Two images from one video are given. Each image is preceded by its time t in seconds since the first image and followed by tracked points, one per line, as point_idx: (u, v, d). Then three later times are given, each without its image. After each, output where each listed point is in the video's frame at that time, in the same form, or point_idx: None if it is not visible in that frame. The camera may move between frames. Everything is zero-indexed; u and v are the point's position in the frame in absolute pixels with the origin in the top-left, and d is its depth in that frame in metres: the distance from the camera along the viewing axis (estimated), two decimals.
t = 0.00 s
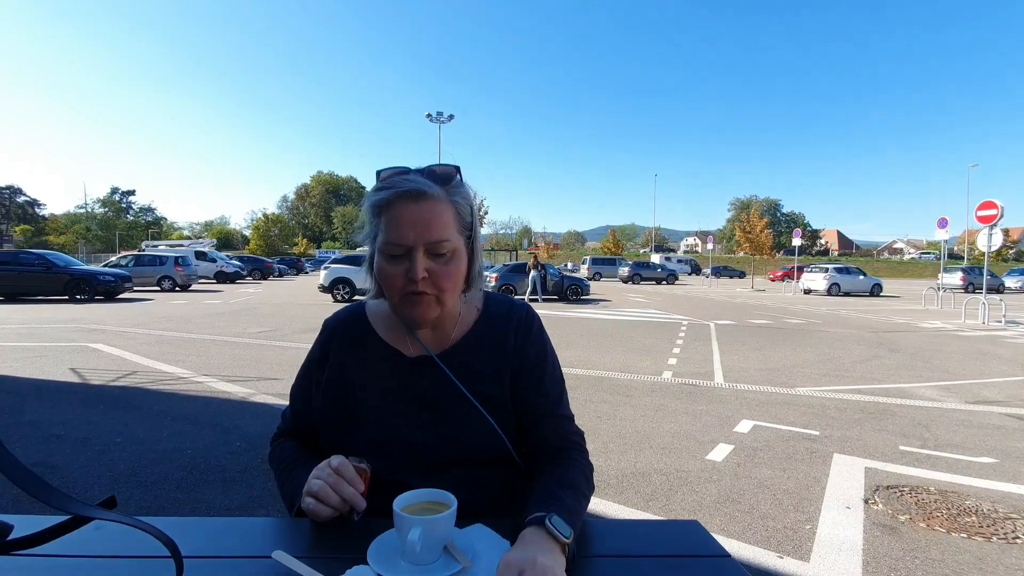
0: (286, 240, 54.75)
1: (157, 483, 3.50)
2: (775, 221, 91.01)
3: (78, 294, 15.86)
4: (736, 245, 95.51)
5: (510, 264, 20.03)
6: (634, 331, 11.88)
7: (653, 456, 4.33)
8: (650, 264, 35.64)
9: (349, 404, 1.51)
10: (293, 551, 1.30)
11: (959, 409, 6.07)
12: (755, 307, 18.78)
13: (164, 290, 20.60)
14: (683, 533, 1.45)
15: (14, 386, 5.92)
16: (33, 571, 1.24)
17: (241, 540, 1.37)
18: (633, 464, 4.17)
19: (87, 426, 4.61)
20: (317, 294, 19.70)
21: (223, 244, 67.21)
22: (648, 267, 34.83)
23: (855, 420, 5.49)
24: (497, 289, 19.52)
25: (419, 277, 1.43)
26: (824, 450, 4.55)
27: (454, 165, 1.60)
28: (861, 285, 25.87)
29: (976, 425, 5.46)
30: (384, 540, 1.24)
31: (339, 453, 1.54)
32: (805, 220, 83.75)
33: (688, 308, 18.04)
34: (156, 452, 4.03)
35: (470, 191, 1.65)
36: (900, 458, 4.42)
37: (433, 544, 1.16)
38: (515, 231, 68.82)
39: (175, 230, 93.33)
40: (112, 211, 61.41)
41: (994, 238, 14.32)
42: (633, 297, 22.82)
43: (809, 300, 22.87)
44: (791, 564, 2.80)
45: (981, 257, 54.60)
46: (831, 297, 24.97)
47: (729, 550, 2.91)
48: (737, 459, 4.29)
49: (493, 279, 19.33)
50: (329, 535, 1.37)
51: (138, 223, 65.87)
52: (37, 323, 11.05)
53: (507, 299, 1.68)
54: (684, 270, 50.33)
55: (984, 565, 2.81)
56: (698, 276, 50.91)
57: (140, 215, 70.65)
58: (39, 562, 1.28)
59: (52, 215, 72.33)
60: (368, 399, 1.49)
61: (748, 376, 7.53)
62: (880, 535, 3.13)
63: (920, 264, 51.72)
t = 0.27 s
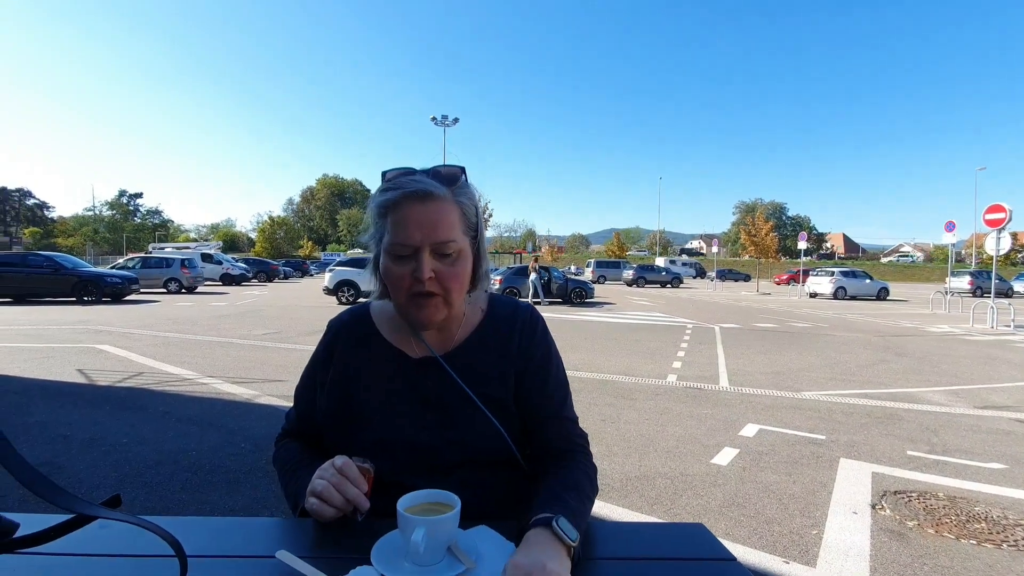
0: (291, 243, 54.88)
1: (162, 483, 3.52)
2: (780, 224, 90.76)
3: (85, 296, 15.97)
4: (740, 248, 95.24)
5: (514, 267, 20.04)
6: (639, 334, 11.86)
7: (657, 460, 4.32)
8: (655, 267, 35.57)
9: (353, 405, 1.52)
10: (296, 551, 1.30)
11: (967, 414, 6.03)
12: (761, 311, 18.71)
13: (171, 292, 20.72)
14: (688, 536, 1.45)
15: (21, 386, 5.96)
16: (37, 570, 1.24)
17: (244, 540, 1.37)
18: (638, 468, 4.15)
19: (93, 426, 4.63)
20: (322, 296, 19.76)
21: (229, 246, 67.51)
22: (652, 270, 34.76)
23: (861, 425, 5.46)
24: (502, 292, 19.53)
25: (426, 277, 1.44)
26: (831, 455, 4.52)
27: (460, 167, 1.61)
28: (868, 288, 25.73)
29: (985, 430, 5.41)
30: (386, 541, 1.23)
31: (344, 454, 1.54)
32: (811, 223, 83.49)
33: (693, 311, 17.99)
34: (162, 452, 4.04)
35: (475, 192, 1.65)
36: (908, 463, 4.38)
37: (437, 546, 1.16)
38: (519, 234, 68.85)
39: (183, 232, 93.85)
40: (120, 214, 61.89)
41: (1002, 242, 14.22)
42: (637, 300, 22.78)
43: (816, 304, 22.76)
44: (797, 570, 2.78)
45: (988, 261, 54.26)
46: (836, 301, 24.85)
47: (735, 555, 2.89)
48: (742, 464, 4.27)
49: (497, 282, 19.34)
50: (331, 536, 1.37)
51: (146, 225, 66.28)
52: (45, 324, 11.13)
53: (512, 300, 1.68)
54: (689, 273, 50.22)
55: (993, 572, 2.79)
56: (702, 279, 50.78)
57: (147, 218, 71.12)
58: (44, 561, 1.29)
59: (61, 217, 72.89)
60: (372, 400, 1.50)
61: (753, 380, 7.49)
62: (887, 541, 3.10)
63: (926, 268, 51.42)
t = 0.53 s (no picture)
0: (300, 243, 55.17)
1: (171, 480, 3.54)
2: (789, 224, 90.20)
3: (97, 295, 16.12)
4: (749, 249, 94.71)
5: (521, 266, 20.04)
6: (646, 335, 11.82)
7: (665, 461, 4.30)
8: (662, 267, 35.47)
9: (361, 404, 1.52)
10: (303, 549, 1.31)
11: (979, 417, 5.96)
12: (769, 312, 18.58)
13: (180, 291, 20.89)
14: (695, 538, 1.44)
15: (33, 383, 6.02)
16: (49, 565, 1.26)
17: (251, 537, 1.38)
18: (645, 468, 4.14)
19: (104, 423, 4.67)
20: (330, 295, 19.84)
21: (238, 245, 67.96)
22: (660, 270, 34.65)
23: (872, 427, 5.41)
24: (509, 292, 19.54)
25: (432, 275, 1.44)
26: (840, 457, 4.49)
27: (465, 165, 1.61)
28: (878, 289, 25.51)
29: (997, 433, 5.35)
30: (394, 539, 1.24)
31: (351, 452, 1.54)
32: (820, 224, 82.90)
33: (701, 312, 17.91)
34: (171, 450, 4.08)
35: (480, 189, 1.65)
36: (919, 467, 4.34)
37: (443, 544, 1.16)
38: (526, 234, 68.84)
39: (192, 232, 94.59)
40: (131, 213, 62.48)
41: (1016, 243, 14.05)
42: (644, 301, 22.70)
43: (825, 305, 22.58)
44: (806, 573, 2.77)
45: (1001, 261, 53.67)
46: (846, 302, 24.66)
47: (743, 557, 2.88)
48: (750, 465, 4.24)
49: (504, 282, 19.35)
50: (338, 535, 1.37)
51: (156, 224, 66.84)
52: (57, 322, 11.25)
53: (521, 301, 1.68)
54: (697, 274, 50.00)
55: None
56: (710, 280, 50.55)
57: (158, 218, 71.76)
58: (55, 555, 1.30)
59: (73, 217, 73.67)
60: (380, 399, 1.50)
61: (762, 381, 7.45)
62: (898, 545, 3.08)
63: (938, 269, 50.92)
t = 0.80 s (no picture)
0: (305, 241, 55.35)
1: (177, 476, 3.56)
2: (795, 225, 89.80)
3: (104, 292, 16.22)
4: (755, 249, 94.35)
5: (526, 266, 20.04)
6: (650, 335, 11.80)
7: (669, 461, 4.29)
8: (667, 266, 35.38)
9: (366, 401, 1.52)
10: (306, 544, 1.31)
11: (986, 418, 5.93)
12: (775, 312, 18.50)
13: (187, 289, 20.99)
14: (696, 536, 1.44)
15: (42, 380, 6.07)
16: (54, 557, 1.27)
17: (255, 532, 1.39)
18: (649, 468, 4.13)
19: (110, 420, 4.70)
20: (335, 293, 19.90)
21: (244, 244, 68.26)
22: (664, 270, 34.55)
23: (878, 429, 5.38)
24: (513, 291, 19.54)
25: (432, 269, 1.44)
26: (846, 458, 4.47)
27: (466, 159, 1.60)
28: (885, 290, 25.36)
29: (1005, 436, 5.32)
30: (398, 536, 1.24)
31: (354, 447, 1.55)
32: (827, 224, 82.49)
33: (705, 312, 17.86)
34: (177, 446, 4.10)
35: (482, 183, 1.65)
36: (925, 469, 4.31)
37: (445, 541, 1.16)
38: (530, 233, 68.78)
39: (199, 230, 95.03)
40: (138, 212, 62.81)
41: None
42: (649, 300, 22.64)
43: (831, 305, 22.46)
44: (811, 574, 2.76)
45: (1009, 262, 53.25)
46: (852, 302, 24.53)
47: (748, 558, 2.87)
48: (755, 466, 4.23)
49: (508, 281, 19.36)
50: (342, 531, 1.37)
51: (162, 222, 67.23)
52: (65, 320, 11.33)
53: (527, 299, 1.68)
54: (700, 274, 49.89)
55: None
56: (715, 280, 50.40)
57: (164, 216, 72.22)
58: (61, 548, 1.31)
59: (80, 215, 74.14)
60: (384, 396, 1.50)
61: (767, 382, 7.42)
62: (905, 546, 3.06)
63: (946, 269, 50.57)
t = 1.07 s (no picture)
0: (308, 240, 55.43)
1: (181, 473, 3.57)
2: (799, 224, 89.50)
3: (109, 290, 16.29)
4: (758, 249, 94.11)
5: (528, 265, 20.03)
6: (653, 334, 11.78)
7: (672, 460, 4.29)
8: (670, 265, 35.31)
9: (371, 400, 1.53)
10: (309, 541, 1.32)
11: (990, 420, 5.90)
12: (778, 312, 18.45)
13: (191, 286, 21.05)
14: (699, 535, 1.44)
15: (46, 376, 6.10)
16: (58, 553, 1.28)
17: (258, 529, 1.39)
18: (652, 467, 4.14)
19: (115, 416, 4.73)
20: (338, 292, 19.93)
21: (248, 242, 68.44)
22: (667, 269, 34.49)
23: (882, 429, 5.36)
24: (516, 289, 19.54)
25: (438, 263, 1.44)
26: (849, 459, 4.46)
27: (469, 157, 1.61)
28: (889, 290, 25.26)
29: (1009, 437, 5.29)
30: (400, 533, 1.25)
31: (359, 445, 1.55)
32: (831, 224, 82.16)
33: (708, 311, 17.82)
34: (181, 443, 4.11)
35: (485, 181, 1.66)
36: (929, 470, 4.30)
37: (447, 538, 1.16)
38: (533, 232, 68.72)
39: (203, 228, 95.30)
40: (143, 209, 63.01)
41: None
42: (652, 299, 22.60)
43: (835, 305, 22.38)
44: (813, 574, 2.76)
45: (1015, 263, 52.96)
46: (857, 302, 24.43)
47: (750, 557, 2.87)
48: (757, 466, 4.23)
49: (511, 280, 19.36)
50: (344, 528, 1.37)
51: (166, 220, 67.46)
52: (70, 317, 11.39)
53: (530, 297, 1.68)
54: (703, 273, 49.80)
55: None
56: (717, 279, 50.30)
57: (168, 214, 72.49)
58: (65, 543, 1.32)
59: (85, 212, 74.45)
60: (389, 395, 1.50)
61: (770, 382, 7.40)
62: (908, 547, 3.05)
63: (950, 270, 50.32)
